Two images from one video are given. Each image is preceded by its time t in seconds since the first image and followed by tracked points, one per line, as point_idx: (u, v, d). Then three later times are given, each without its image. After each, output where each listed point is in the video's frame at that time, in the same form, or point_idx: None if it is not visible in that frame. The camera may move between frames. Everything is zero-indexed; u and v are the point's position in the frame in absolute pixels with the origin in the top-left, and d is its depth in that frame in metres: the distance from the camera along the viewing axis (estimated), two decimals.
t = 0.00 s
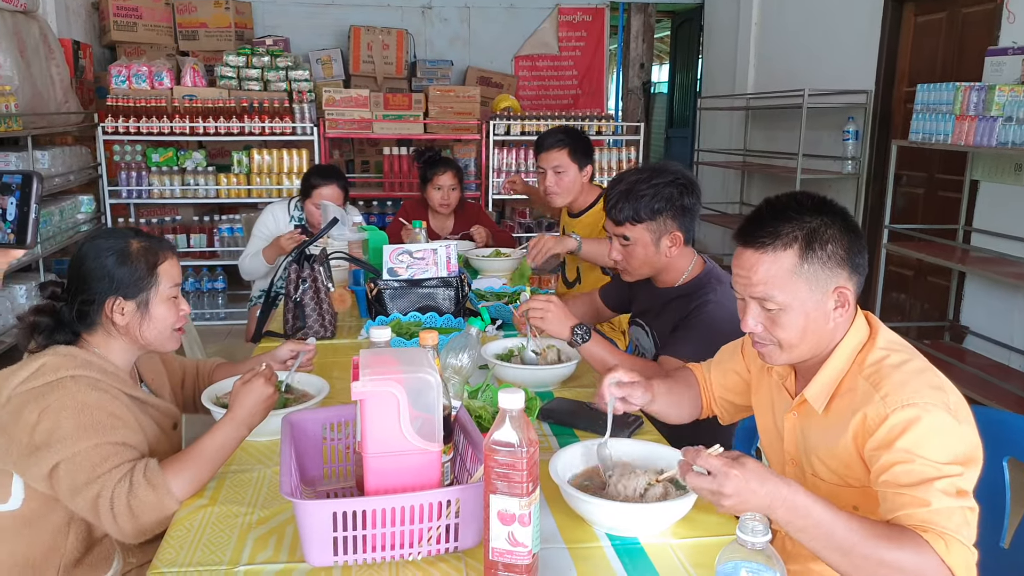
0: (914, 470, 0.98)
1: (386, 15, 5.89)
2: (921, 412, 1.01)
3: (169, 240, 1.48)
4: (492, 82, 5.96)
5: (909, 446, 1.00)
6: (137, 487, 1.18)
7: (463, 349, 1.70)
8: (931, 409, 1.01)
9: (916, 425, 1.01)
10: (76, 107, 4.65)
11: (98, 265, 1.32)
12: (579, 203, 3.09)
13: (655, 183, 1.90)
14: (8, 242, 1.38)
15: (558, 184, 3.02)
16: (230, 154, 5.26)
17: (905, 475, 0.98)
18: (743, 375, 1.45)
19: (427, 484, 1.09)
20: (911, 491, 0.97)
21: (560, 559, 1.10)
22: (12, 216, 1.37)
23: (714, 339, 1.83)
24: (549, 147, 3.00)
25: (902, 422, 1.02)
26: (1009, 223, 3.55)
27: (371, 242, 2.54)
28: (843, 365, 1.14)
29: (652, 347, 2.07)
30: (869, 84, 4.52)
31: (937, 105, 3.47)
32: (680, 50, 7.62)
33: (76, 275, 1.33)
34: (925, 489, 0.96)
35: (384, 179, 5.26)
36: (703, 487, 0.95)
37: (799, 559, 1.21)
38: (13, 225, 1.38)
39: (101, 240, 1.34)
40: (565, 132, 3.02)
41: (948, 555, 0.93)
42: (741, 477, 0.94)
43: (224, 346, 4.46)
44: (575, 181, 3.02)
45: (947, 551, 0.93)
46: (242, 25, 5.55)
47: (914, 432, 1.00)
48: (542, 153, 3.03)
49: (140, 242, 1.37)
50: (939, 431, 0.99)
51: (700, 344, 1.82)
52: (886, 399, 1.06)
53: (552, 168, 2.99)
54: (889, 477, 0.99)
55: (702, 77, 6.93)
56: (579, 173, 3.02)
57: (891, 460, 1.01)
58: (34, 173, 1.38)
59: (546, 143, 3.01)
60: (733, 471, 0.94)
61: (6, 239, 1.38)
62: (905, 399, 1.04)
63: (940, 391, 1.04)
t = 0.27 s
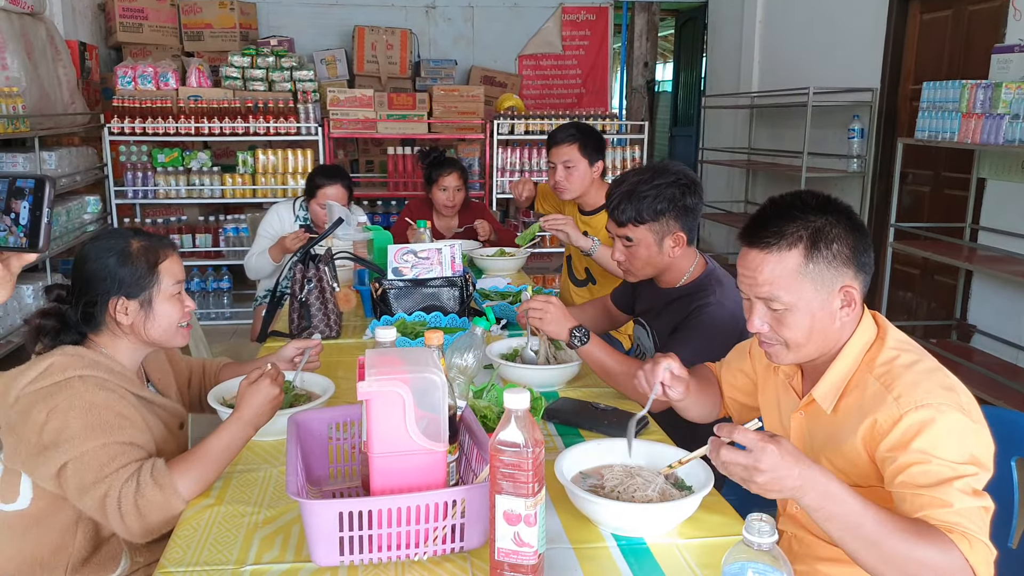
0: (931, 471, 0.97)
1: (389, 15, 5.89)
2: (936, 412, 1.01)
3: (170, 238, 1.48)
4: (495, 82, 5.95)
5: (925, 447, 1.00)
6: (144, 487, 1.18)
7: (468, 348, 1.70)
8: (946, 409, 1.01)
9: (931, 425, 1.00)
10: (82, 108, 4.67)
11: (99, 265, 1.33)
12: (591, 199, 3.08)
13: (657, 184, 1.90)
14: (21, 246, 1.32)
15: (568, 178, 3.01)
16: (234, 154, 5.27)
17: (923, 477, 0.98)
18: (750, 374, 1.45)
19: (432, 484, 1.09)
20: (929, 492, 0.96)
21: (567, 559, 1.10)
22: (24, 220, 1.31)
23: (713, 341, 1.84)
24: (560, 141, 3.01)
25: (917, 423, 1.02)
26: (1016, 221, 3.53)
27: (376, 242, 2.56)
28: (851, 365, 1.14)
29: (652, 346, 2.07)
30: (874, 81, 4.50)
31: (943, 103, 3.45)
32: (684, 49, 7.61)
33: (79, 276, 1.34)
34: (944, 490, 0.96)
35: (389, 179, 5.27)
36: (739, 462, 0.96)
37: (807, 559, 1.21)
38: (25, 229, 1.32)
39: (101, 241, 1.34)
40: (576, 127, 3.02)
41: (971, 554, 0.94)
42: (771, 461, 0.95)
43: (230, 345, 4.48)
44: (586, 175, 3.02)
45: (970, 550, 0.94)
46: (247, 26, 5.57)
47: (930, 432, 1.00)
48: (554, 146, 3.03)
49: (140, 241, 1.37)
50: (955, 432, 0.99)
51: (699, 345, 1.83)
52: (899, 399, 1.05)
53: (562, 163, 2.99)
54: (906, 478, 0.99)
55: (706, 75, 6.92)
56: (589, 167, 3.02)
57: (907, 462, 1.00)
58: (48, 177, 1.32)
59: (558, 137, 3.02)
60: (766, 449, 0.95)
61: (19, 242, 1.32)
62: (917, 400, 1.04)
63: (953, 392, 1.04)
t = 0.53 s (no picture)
0: (926, 472, 0.97)
1: (396, 14, 5.90)
2: (935, 413, 1.00)
3: (179, 238, 1.48)
4: (502, 81, 5.95)
5: (922, 447, 0.99)
6: (152, 484, 1.19)
7: (474, 348, 1.70)
8: (946, 410, 1.00)
9: (930, 426, 1.00)
10: (90, 106, 4.68)
11: (109, 264, 1.33)
12: (602, 198, 3.08)
13: (671, 186, 1.89)
14: (29, 243, 1.33)
15: (580, 174, 3.01)
16: (241, 153, 5.29)
17: (916, 476, 0.98)
18: (762, 375, 1.45)
19: (439, 483, 1.09)
20: (921, 492, 0.96)
21: (572, 559, 1.10)
22: (33, 218, 1.32)
23: (722, 347, 1.83)
24: (574, 136, 3.01)
25: (916, 422, 1.01)
26: None
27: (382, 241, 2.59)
28: (860, 365, 1.14)
29: (660, 349, 2.07)
30: (882, 81, 4.48)
31: (952, 103, 3.44)
32: (691, 48, 7.59)
33: (89, 274, 1.35)
34: (935, 490, 0.95)
35: (395, 178, 5.27)
36: (712, 459, 0.99)
37: (813, 559, 1.20)
38: (34, 227, 1.33)
39: (112, 238, 1.34)
40: (590, 125, 3.01)
41: (954, 555, 0.93)
42: (742, 459, 0.98)
43: (237, 343, 4.49)
44: (598, 173, 3.01)
45: (953, 551, 0.93)
46: (254, 24, 5.58)
47: (928, 432, 0.99)
48: (567, 142, 3.02)
49: (150, 241, 1.38)
50: (953, 433, 0.98)
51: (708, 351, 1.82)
52: (902, 399, 1.05)
53: (575, 159, 2.99)
54: (901, 477, 0.99)
55: (714, 74, 6.90)
56: (601, 164, 3.01)
57: (903, 461, 1.00)
58: (57, 175, 1.33)
59: (571, 134, 3.01)
60: (736, 447, 0.98)
61: (27, 239, 1.33)
62: (919, 400, 1.03)
63: (958, 393, 1.03)
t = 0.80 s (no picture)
0: (943, 470, 0.97)
1: (402, 11, 5.90)
2: (948, 411, 1.00)
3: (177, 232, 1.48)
4: (507, 79, 5.94)
5: (937, 445, 0.99)
6: (154, 479, 1.19)
7: (477, 346, 1.70)
8: (959, 409, 1.00)
9: (943, 425, 1.00)
10: (94, 100, 4.69)
11: (104, 258, 1.33)
12: (604, 197, 3.08)
13: (679, 187, 1.89)
14: (33, 236, 1.32)
15: (585, 172, 3.01)
16: (246, 148, 5.29)
17: (934, 475, 0.97)
18: (762, 375, 1.45)
19: (441, 480, 1.09)
20: (940, 490, 0.96)
21: (574, 557, 1.10)
22: (37, 211, 1.32)
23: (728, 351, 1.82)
24: (580, 134, 3.01)
25: (930, 421, 1.01)
26: None
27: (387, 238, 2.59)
28: (865, 365, 1.14)
29: (663, 351, 2.07)
30: (887, 83, 4.47)
31: (957, 106, 3.44)
32: (697, 48, 7.58)
33: (88, 270, 1.35)
34: (955, 488, 0.95)
35: (399, 175, 5.27)
36: (740, 465, 0.96)
37: (815, 559, 1.20)
38: (38, 220, 1.32)
39: (110, 233, 1.35)
40: (596, 123, 3.01)
41: (980, 553, 0.93)
42: (770, 462, 0.96)
43: (239, 339, 4.50)
44: (602, 171, 3.01)
45: (978, 548, 0.93)
46: (259, 20, 5.58)
47: (943, 431, 0.99)
48: (572, 140, 3.03)
49: (144, 235, 1.38)
50: (967, 431, 0.98)
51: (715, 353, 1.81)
52: (912, 398, 1.05)
53: (580, 156, 2.99)
54: (917, 476, 0.99)
55: (718, 75, 6.89)
56: (607, 163, 3.01)
57: (919, 461, 1.00)
58: (62, 169, 1.32)
59: (577, 131, 3.01)
60: (764, 449, 0.96)
61: (32, 233, 1.33)
62: (930, 399, 1.03)
63: (966, 392, 1.03)
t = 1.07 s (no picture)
0: (948, 466, 0.97)
1: (403, 11, 5.90)
2: (953, 408, 1.00)
3: (173, 230, 1.48)
4: (508, 78, 5.93)
5: (942, 442, 0.99)
6: (154, 479, 1.19)
7: (478, 344, 1.69)
8: (963, 405, 1.00)
9: (948, 421, 0.99)
10: (95, 101, 4.69)
11: (100, 258, 1.33)
12: (604, 196, 3.07)
13: (680, 185, 1.89)
14: (32, 235, 1.33)
15: (583, 171, 3.00)
16: (247, 149, 5.29)
17: (940, 471, 0.97)
18: (763, 372, 1.44)
19: (443, 478, 1.09)
20: (946, 487, 0.96)
21: (576, 555, 1.10)
22: (36, 209, 1.32)
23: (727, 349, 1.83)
24: (579, 133, 3.01)
25: (935, 418, 1.01)
26: None
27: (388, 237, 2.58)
28: (866, 361, 1.14)
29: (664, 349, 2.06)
30: (887, 80, 4.47)
31: (956, 103, 3.43)
32: (698, 46, 7.58)
33: (84, 271, 1.35)
34: (961, 485, 0.95)
35: (400, 174, 5.27)
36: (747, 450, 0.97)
37: (818, 555, 1.20)
38: (37, 219, 1.32)
39: (106, 232, 1.35)
40: (595, 122, 3.03)
41: (986, 548, 0.93)
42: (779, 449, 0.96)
43: (241, 339, 4.50)
44: (601, 170, 3.01)
45: (985, 544, 0.93)
46: (260, 20, 5.58)
47: (948, 427, 0.99)
48: (571, 139, 3.03)
49: (139, 235, 1.37)
50: (972, 427, 0.98)
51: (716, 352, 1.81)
52: (916, 395, 1.05)
53: (578, 156, 2.99)
54: (923, 473, 0.98)
55: (719, 73, 6.89)
56: (605, 162, 3.01)
57: (924, 457, 0.99)
58: (59, 167, 1.32)
59: (576, 130, 3.02)
60: (773, 437, 0.96)
61: (30, 232, 1.33)
62: (935, 395, 1.03)
63: (969, 388, 1.03)
